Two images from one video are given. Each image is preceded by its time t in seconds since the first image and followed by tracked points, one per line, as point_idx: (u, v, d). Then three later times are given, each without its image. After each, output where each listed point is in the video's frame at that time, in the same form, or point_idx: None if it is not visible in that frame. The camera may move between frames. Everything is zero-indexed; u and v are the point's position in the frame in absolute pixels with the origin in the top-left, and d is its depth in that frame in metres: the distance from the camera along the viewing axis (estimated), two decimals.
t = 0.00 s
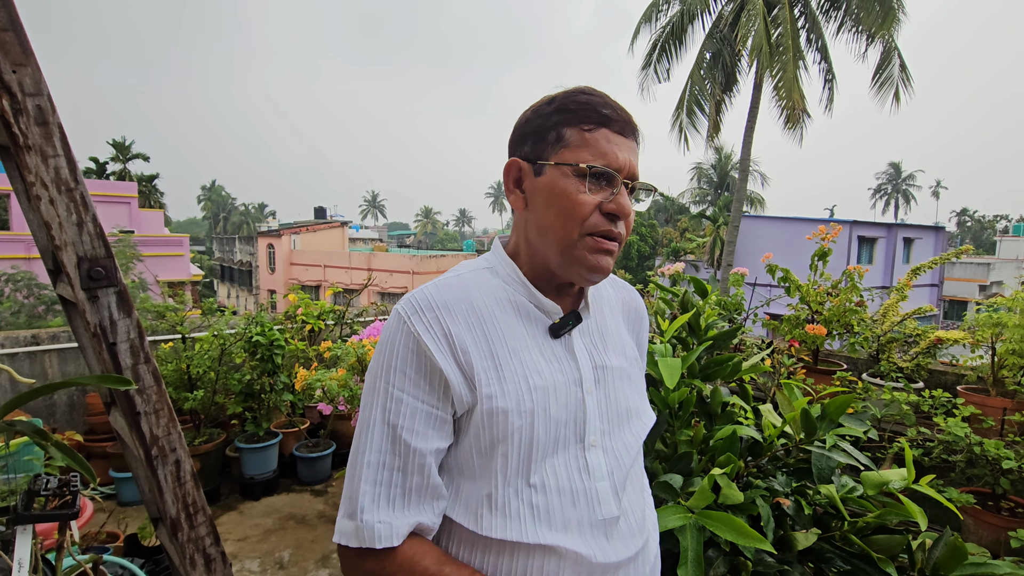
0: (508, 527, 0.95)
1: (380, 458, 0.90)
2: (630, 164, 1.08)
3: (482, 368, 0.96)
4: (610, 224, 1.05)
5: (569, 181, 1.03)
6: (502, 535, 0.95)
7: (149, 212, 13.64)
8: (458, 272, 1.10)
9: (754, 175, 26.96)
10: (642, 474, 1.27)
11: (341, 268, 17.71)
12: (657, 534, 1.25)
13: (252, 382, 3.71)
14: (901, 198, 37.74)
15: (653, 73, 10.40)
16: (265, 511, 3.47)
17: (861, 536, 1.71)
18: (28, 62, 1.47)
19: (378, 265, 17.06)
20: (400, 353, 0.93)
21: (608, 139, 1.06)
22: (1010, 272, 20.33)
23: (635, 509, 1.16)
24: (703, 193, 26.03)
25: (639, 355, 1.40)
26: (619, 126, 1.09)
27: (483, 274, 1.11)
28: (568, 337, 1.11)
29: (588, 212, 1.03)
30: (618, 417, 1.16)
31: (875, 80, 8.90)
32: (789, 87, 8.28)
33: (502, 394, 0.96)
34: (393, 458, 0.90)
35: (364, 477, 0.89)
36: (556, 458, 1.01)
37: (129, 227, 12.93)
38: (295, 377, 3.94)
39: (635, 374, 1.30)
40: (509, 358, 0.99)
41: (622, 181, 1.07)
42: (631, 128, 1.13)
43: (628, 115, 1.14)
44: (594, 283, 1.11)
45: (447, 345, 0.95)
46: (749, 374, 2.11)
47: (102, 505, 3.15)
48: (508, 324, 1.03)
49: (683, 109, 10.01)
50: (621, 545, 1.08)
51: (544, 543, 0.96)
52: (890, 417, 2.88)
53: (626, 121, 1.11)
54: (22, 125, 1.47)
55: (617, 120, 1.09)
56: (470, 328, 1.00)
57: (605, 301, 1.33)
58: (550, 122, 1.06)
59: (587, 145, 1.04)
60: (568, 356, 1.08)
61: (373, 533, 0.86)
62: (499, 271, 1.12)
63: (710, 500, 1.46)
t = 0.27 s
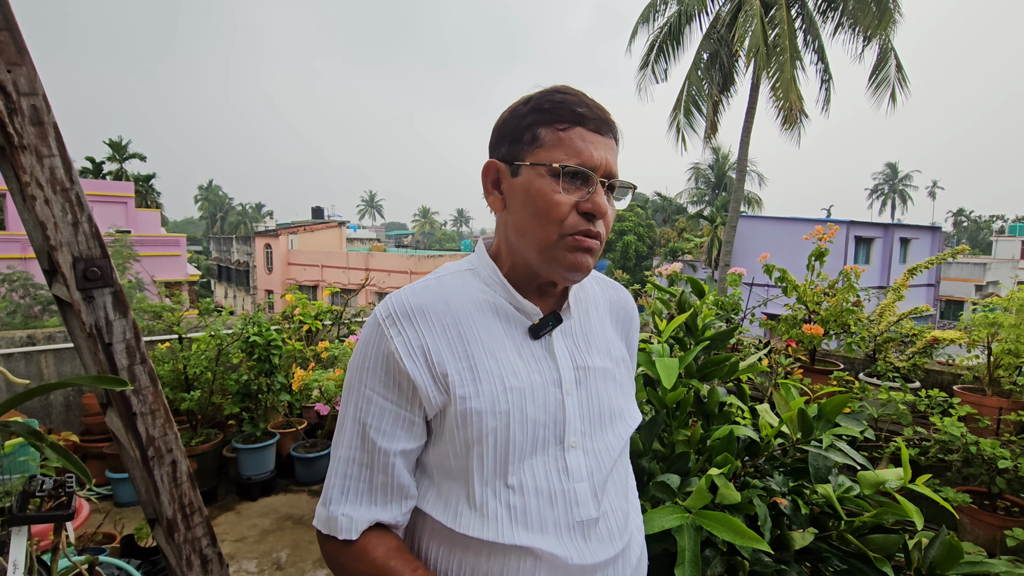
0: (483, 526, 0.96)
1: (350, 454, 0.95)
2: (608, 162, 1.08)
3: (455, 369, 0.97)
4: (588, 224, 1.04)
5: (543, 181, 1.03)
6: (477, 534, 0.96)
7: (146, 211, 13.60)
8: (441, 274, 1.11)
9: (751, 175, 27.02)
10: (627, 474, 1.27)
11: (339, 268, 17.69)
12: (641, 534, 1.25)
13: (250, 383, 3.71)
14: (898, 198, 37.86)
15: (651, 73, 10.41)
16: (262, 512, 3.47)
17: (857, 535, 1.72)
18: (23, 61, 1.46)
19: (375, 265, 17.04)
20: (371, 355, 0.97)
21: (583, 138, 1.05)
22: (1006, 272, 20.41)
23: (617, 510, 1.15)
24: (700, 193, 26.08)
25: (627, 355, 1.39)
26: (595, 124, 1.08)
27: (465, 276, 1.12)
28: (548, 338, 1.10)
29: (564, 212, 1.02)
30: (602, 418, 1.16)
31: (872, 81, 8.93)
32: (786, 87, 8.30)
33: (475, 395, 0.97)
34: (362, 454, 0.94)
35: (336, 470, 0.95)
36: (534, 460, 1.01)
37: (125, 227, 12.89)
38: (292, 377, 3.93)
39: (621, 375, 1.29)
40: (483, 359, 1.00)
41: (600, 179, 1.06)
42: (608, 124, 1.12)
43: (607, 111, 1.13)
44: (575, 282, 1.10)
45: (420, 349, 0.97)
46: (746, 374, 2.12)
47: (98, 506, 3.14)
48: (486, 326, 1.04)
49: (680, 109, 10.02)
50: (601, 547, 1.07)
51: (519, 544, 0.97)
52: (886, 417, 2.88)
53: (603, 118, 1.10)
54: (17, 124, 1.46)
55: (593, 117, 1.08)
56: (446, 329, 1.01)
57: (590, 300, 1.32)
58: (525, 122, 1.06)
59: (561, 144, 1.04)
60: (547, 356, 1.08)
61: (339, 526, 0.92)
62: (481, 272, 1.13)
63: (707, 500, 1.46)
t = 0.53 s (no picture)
0: (463, 524, 0.97)
1: (337, 450, 0.95)
2: (591, 163, 1.08)
3: (438, 366, 0.98)
4: (570, 227, 1.05)
5: (525, 184, 1.04)
6: (457, 531, 0.96)
7: (144, 211, 13.59)
8: (429, 273, 1.13)
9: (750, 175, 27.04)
10: (612, 474, 1.26)
11: (338, 267, 17.68)
12: (626, 534, 1.24)
13: (248, 382, 3.68)
14: (896, 197, 37.91)
15: (650, 73, 10.41)
16: (261, 512, 3.46)
17: (856, 534, 1.72)
18: (21, 60, 1.46)
19: (374, 265, 17.04)
20: (357, 351, 0.98)
21: (565, 139, 1.06)
22: (1004, 271, 20.46)
23: (601, 510, 1.14)
24: (699, 193, 26.10)
25: (617, 355, 1.38)
26: (578, 125, 1.08)
27: (452, 275, 1.13)
28: (533, 336, 1.10)
29: (545, 215, 1.03)
30: (587, 417, 1.15)
31: (870, 81, 8.94)
32: (785, 87, 8.31)
33: (457, 392, 0.97)
34: (348, 450, 0.95)
35: (323, 466, 0.95)
36: (515, 458, 1.01)
37: (124, 227, 12.88)
38: (291, 377, 3.93)
39: (609, 375, 1.28)
40: (466, 357, 1.01)
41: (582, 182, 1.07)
42: (592, 124, 1.11)
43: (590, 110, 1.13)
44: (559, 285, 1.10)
45: (403, 344, 0.98)
46: (745, 374, 2.11)
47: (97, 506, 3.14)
48: (470, 324, 1.05)
49: (679, 109, 10.03)
50: (581, 547, 1.07)
51: (497, 542, 0.97)
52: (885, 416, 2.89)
53: (586, 118, 1.10)
54: (15, 123, 1.46)
55: (576, 118, 1.08)
56: (431, 327, 1.02)
57: (578, 299, 1.31)
58: (509, 125, 1.06)
59: (543, 146, 1.04)
60: (530, 355, 1.08)
61: (325, 520, 0.91)
62: (468, 272, 1.14)
63: (707, 499, 1.46)
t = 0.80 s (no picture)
0: (450, 524, 0.97)
1: (329, 447, 0.93)
2: (559, 150, 1.09)
3: (429, 364, 0.99)
4: (536, 209, 1.06)
5: (491, 172, 1.08)
6: (445, 532, 0.96)
7: (144, 211, 13.58)
8: (420, 273, 1.14)
9: (750, 175, 27.05)
10: (603, 476, 1.26)
11: (337, 267, 17.67)
12: (615, 536, 1.25)
13: (247, 382, 3.67)
14: (896, 197, 37.93)
15: (650, 73, 10.42)
16: (260, 512, 3.46)
17: (855, 534, 1.73)
18: (20, 59, 1.46)
19: (374, 265, 17.02)
20: (350, 347, 0.98)
21: (533, 128, 1.08)
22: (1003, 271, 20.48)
23: (589, 512, 1.15)
24: (699, 193, 26.10)
25: (609, 357, 1.38)
26: (551, 116, 1.10)
27: (444, 275, 1.15)
28: (523, 336, 1.12)
29: (508, 197, 1.05)
30: (577, 418, 1.16)
31: (870, 81, 8.94)
32: (785, 87, 8.32)
33: (447, 390, 0.99)
34: (341, 447, 0.93)
35: (314, 465, 0.93)
36: (504, 457, 1.02)
37: (123, 227, 12.87)
38: (291, 377, 3.93)
39: (600, 376, 1.28)
40: (457, 355, 1.02)
41: (551, 167, 1.08)
42: (570, 117, 1.13)
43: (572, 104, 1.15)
44: (534, 270, 1.10)
45: (395, 340, 0.99)
46: (744, 374, 2.12)
47: (96, 506, 3.14)
48: (460, 323, 1.06)
49: (679, 109, 10.03)
50: (568, 548, 1.07)
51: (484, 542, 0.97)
52: (884, 416, 2.89)
53: (563, 111, 1.11)
54: (14, 122, 1.46)
55: (549, 110, 1.10)
56: (422, 325, 1.03)
57: (571, 299, 1.31)
58: (489, 123, 1.13)
59: (512, 137, 1.08)
60: (520, 354, 1.10)
61: (317, 517, 0.89)
62: (460, 271, 1.16)
63: (705, 498, 1.46)
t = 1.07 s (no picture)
0: (443, 523, 0.97)
1: (326, 445, 0.91)
2: (540, 143, 1.09)
3: (422, 362, 1.00)
4: (515, 203, 1.06)
5: (474, 168, 1.10)
6: (437, 531, 0.97)
7: (144, 210, 13.59)
8: (414, 272, 1.15)
9: (750, 175, 27.03)
10: (597, 476, 1.27)
11: (337, 266, 17.68)
12: (610, 536, 1.25)
13: (248, 382, 3.71)
14: (896, 197, 37.91)
15: (650, 72, 10.41)
16: (261, 511, 3.47)
17: (856, 533, 1.73)
18: (20, 59, 1.46)
19: (374, 264, 17.02)
20: (346, 344, 0.97)
21: (515, 124, 1.09)
22: (1004, 271, 20.48)
23: (582, 511, 1.15)
24: (699, 192, 26.10)
25: (604, 357, 1.39)
26: (532, 111, 1.11)
27: (438, 273, 1.15)
28: (516, 335, 1.12)
29: (489, 192, 1.06)
30: (571, 417, 1.16)
31: (871, 80, 8.93)
32: (786, 86, 8.31)
33: (440, 388, 0.99)
34: (339, 444, 0.91)
35: (309, 464, 0.90)
36: (496, 456, 1.02)
37: (124, 226, 12.88)
38: (291, 376, 3.94)
39: (595, 375, 1.28)
40: (449, 354, 1.03)
41: (532, 161, 1.08)
42: (555, 112, 1.13)
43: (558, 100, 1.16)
44: (515, 264, 1.09)
45: (390, 338, 1.00)
46: (744, 373, 2.12)
47: (97, 505, 3.14)
48: (453, 322, 1.07)
49: (680, 109, 10.02)
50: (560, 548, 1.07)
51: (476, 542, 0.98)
52: (884, 415, 2.89)
53: (546, 106, 1.12)
54: (15, 122, 1.46)
55: (531, 105, 1.11)
56: (415, 324, 1.04)
57: (565, 298, 1.31)
58: (477, 121, 1.15)
59: (496, 132, 1.09)
60: (513, 353, 1.10)
61: (313, 516, 0.85)
62: (454, 270, 1.16)
63: (706, 497, 1.46)
